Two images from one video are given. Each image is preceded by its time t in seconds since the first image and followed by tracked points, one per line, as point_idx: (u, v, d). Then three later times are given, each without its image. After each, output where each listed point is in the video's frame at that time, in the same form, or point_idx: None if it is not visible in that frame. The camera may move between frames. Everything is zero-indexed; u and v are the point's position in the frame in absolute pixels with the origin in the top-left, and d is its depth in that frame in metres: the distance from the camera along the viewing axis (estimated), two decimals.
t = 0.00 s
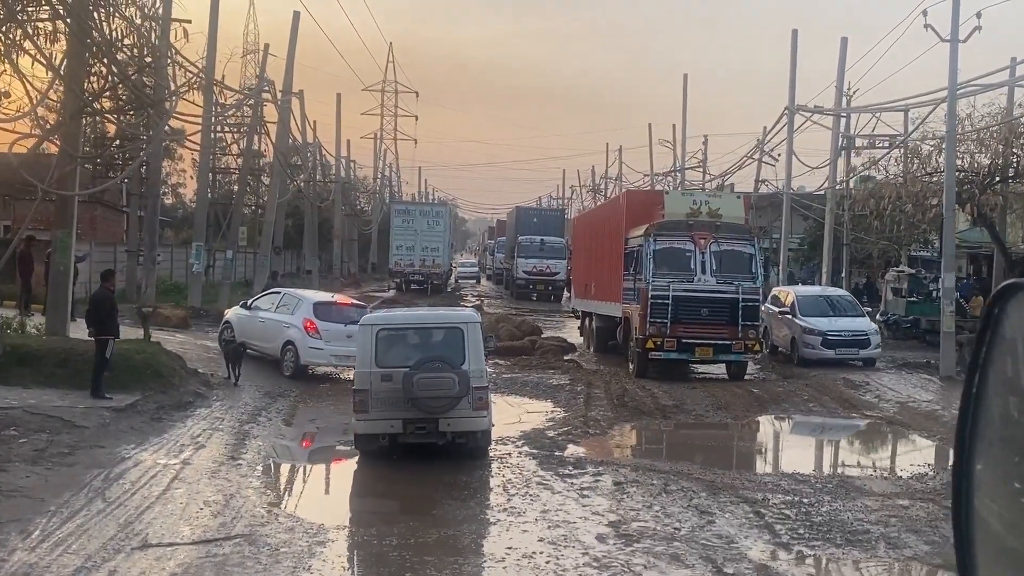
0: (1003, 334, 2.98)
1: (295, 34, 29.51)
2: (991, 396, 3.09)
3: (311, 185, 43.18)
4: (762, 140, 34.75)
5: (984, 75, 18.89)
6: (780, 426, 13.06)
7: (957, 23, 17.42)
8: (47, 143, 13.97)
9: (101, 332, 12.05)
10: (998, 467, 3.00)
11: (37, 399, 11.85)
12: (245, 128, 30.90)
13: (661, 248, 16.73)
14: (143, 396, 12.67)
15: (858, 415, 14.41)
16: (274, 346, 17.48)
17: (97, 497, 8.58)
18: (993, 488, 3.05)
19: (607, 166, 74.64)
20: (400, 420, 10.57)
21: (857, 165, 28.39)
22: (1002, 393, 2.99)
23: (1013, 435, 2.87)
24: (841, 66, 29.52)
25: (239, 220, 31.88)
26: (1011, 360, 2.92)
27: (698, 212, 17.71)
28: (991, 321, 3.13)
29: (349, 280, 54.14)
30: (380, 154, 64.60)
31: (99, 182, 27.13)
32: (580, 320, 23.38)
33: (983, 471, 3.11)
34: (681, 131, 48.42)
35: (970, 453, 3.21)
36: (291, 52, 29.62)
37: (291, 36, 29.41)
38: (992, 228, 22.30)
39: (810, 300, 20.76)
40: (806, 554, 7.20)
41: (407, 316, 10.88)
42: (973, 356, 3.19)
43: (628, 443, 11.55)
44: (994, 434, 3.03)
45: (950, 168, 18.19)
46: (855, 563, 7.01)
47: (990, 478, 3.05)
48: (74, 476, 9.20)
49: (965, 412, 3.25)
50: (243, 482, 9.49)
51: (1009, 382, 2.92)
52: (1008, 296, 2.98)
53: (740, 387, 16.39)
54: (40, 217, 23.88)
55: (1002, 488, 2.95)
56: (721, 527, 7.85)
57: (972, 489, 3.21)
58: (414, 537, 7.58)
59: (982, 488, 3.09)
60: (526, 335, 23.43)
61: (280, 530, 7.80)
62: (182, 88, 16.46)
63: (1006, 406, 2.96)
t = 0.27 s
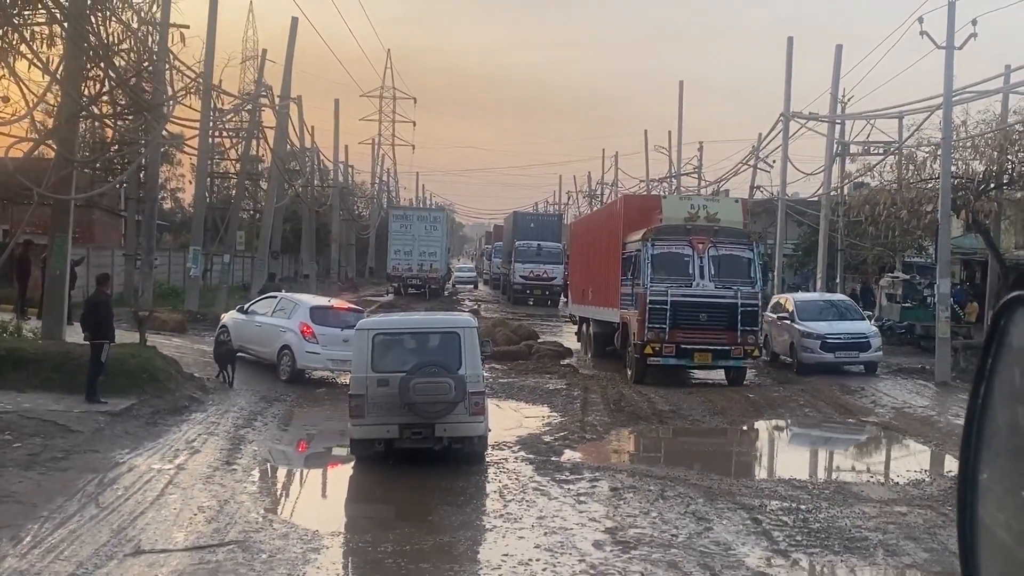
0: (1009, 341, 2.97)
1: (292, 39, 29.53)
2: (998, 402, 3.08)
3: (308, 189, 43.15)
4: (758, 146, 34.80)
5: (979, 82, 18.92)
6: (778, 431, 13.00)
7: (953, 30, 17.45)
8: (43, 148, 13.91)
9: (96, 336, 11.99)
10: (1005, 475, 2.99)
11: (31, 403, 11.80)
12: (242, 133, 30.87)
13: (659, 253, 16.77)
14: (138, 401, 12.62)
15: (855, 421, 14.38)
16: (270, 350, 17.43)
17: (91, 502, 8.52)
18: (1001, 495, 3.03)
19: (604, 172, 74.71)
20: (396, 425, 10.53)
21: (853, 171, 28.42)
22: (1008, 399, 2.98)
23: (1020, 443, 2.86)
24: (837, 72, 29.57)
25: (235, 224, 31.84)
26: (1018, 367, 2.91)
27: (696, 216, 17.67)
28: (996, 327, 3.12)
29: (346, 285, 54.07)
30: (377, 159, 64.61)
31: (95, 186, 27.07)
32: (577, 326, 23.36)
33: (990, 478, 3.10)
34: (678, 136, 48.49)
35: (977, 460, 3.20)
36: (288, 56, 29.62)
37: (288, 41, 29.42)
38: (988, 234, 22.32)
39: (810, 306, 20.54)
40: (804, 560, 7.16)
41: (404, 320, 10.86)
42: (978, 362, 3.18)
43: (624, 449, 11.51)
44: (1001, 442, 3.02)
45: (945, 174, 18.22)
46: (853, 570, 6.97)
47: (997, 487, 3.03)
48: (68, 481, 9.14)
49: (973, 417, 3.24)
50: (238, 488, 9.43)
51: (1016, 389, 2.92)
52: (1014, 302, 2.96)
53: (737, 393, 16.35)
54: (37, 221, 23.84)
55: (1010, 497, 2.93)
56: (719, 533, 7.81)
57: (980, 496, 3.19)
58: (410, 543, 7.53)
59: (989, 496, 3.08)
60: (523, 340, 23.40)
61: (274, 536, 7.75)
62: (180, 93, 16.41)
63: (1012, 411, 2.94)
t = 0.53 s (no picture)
0: (1001, 365, 3.30)
1: (287, 42, 29.41)
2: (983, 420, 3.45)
3: (304, 193, 43.03)
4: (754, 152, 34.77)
5: (977, 87, 18.87)
6: (776, 439, 12.86)
7: (950, 36, 17.42)
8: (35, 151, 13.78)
9: (87, 340, 11.87)
10: (985, 485, 3.36)
11: (22, 408, 11.68)
12: (237, 136, 30.75)
13: (656, 258, 16.64)
14: (130, 406, 12.50)
15: (852, 427, 14.29)
16: (264, 355, 17.31)
17: (81, 509, 8.41)
18: (981, 504, 3.39)
19: (601, 176, 74.64)
20: (391, 432, 10.42)
21: (850, 176, 28.36)
22: (994, 417, 3.34)
23: (1010, 459, 3.15)
24: (834, 77, 29.53)
25: (230, 227, 31.72)
26: (1000, 391, 3.29)
27: (693, 220, 17.50)
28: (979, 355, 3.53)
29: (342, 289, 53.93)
30: (373, 162, 64.51)
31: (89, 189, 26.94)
32: (574, 331, 23.27)
33: (973, 490, 3.46)
34: (675, 141, 48.44)
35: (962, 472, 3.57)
36: (284, 60, 29.52)
37: (283, 44, 29.31)
38: (985, 239, 22.26)
39: (811, 313, 20.08)
40: (803, 570, 7.07)
41: (398, 326, 10.76)
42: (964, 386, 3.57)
43: (620, 455, 11.42)
44: (983, 455, 3.40)
45: (943, 180, 18.13)
46: None
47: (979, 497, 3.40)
48: (57, 488, 9.03)
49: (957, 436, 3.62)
50: (230, 494, 9.32)
51: (1008, 410, 3.22)
52: (997, 333, 3.38)
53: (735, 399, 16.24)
54: (31, 224, 23.71)
55: (991, 506, 3.28)
56: (716, 542, 7.72)
57: (963, 506, 3.55)
58: (404, 552, 7.43)
59: (971, 504, 3.44)
60: (519, 345, 23.28)
61: (266, 544, 7.64)
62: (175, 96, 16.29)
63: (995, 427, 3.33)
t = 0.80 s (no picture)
0: (984, 364, 3.25)
1: (286, 45, 29.33)
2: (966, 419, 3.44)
3: (302, 196, 42.94)
4: (754, 156, 34.72)
5: (977, 92, 18.80)
6: (774, 445, 12.73)
7: (951, 40, 17.35)
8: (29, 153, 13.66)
9: (81, 344, 11.75)
10: (969, 483, 3.37)
11: (15, 413, 11.55)
12: (235, 139, 30.65)
13: (656, 262, 16.53)
14: (125, 411, 12.37)
15: (853, 433, 14.19)
16: (261, 360, 17.19)
17: (72, 516, 8.28)
18: (965, 502, 3.41)
19: (600, 180, 74.59)
20: (387, 438, 10.31)
21: (850, 181, 28.29)
22: (978, 418, 3.32)
23: (998, 460, 3.10)
24: (834, 82, 29.46)
25: (228, 231, 31.59)
26: (982, 389, 3.28)
27: (693, 223, 17.41)
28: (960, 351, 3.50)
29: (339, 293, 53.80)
30: (371, 166, 64.43)
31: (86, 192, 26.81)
32: (573, 335, 23.17)
33: (958, 490, 3.46)
34: (674, 145, 48.37)
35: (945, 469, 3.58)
36: (282, 63, 29.43)
37: (280, 47, 29.21)
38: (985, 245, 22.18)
39: (814, 321, 19.69)
40: None
41: (395, 330, 10.67)
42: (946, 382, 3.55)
43: (619, 462, 11.31)
44: (967, 456, 3.40)
45: (944, 185, 18.04)
46: None
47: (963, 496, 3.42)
48: (48, 494, 8.91)
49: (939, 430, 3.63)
50: (224, 501, 9.20)
51: (994, 411, 3.16)
52: (976, 327, 3.34)
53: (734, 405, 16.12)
54: (26, 227, 23.59)
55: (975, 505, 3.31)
56: (717, 551, 7.61)
57: (946, 502, 3.58)
58: (400, 560, 7.31)
59: (957, 504, 3.43)
60: (517, 349, 23.16)
61: (259, 552, 7.52)
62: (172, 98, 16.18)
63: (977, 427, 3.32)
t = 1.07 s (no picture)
0: (986, 371, 3.16)
1: (283, 47, 29.23)
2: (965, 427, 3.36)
3: (299, 199, 42.82)
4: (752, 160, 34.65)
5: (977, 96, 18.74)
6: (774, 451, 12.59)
7: (952, 43, 17.27)
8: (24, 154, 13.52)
9: (74, 348, 11.61)
10: (969, 494, 3.28)
11: (7, 417, 11.41)
12: (232, 141, 30.53)
13: (658, 264, 16.43)
14: (118, 415, 12.25)
15: (853, 438, 14.08)
16: (258, 364, 17.07)
17: (63, 523, 8.15)
18: (964, 513, 3.32)
19: (598, 184, 74.54)
20: (383, 443, 10.19)
21: (849, 185, 28.21)
22: (978, 426, 3.24)
23: (1000, 471, 3.02)
24: (833, 85, 29.40)
25: (224, 234, 31.46)
26: (982, 398, 3.20)
27: (696, 225, 17.41)
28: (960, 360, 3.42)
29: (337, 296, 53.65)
30: (369, 169, 64.32)
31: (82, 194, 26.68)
32: (572, 339, 23.07)
33: (959, 500, 3.37)
34: (672, 149, 48.30)
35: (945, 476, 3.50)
36: (280, 65, 29.33)
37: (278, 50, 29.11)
38: (985, 249, 22.10)
39: (816, 326, 19.43)
40: None
41: (392, 334, 10.57)
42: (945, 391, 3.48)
43: (618, 467, 11.20)
44: (966, 465, 3.32)
45: (944, 189, 17.96)
46: None
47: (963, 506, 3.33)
48: (39, 500, 8.78)
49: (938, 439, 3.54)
50: (218, 507, 9.08)
51: (996, 420, 3.07)
52: (977, 337, 3.26)
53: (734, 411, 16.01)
54: (22, 229, 23.45)
55: (974, 516, 3.22)
56: (718, 559, 7.50)
57: (945, 512, 3.49)
58: (397, 567, 7.19)
59: (957, 515, 3.34)
60: (514, 353, 23.03)
61: (252, 560, 7.40)
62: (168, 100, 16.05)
63: (976, 435, 3.25)
